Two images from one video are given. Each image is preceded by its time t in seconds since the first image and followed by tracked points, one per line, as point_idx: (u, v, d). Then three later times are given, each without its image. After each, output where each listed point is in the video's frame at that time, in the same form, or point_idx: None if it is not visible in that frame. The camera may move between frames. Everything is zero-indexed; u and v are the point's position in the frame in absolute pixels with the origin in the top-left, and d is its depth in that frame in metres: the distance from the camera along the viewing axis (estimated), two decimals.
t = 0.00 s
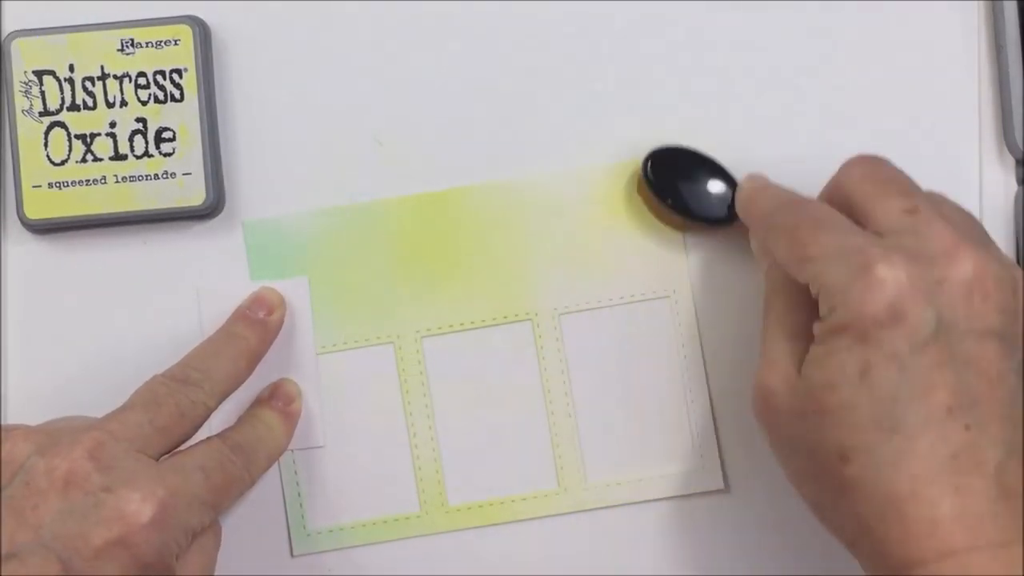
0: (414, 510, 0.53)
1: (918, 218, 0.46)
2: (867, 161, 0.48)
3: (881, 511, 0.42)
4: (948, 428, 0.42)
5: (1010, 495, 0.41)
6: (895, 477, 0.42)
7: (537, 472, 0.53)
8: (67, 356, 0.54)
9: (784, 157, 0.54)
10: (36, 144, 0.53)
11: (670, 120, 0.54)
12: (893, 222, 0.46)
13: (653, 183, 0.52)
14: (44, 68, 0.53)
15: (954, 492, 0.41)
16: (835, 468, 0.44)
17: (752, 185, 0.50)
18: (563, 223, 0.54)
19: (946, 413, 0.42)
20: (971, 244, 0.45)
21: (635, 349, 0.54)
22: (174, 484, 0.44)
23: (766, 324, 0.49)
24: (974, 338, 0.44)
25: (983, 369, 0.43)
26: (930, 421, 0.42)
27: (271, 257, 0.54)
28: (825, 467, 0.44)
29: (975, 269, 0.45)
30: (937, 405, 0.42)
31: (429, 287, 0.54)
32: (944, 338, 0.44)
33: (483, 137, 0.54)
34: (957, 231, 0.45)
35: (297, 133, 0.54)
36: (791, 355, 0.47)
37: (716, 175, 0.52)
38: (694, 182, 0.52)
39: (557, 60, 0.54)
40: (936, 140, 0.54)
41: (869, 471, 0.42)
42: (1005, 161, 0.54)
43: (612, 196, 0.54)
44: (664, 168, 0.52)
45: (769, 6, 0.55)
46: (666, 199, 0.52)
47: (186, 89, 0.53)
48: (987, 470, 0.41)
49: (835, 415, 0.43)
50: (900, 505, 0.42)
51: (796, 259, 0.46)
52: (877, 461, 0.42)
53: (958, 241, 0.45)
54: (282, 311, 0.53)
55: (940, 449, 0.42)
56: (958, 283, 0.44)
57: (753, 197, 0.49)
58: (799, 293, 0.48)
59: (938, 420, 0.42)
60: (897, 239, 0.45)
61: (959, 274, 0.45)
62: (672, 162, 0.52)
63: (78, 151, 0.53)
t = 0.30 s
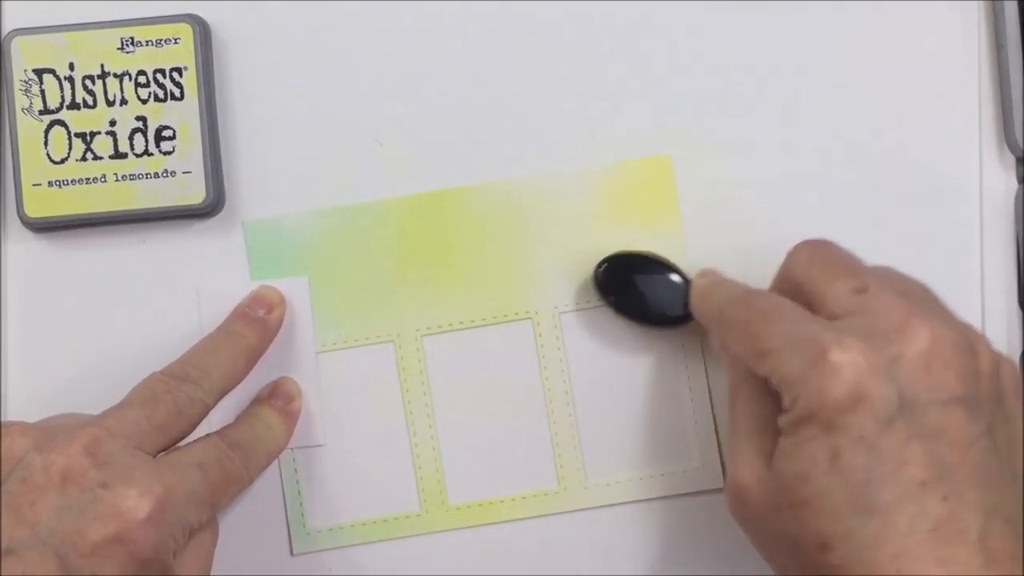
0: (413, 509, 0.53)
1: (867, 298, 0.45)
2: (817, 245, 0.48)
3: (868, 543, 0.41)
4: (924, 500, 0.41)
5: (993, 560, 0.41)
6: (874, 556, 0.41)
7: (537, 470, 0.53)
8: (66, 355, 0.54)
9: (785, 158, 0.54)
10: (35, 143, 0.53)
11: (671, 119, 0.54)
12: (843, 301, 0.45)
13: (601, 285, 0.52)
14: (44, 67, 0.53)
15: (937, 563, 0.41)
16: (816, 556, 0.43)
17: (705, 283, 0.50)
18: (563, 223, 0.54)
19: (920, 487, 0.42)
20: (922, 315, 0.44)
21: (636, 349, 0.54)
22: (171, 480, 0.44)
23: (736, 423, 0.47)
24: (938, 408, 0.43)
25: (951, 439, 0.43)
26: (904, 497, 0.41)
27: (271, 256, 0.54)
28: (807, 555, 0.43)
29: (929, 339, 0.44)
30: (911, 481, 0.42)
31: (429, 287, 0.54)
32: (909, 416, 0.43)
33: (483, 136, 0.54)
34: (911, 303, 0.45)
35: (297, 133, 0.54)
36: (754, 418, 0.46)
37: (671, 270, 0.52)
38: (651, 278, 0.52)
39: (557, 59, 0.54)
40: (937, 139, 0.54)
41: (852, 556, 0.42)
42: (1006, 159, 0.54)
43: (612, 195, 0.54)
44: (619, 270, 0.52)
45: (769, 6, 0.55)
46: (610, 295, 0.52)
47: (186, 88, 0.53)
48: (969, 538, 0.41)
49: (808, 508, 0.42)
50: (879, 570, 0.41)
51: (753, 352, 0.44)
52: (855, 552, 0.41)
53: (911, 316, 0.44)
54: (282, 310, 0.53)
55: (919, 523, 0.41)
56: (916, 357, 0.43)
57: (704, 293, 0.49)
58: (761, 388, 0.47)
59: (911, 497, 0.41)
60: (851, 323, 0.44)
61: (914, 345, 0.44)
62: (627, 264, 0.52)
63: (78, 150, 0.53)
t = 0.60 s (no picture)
0: (414, 509, 0.53)
1: (801, 305, 0.45)
2: (752, 253, 0.48)
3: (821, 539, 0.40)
4: (863, 500, 0.41)
5: (933, 554, 0.40)
6: (820, 556, 0.40)
7: (537, 470, 0.53)
8: (67, 355, 0.54)
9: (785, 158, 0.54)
10: (35, 143, 0.53)
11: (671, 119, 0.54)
12: (778, 308, 0.45)
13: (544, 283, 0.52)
14: (44, 67, 0.53)
15: (882, 559, 0.40)
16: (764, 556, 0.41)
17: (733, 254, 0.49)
18: (564, 223, 0.54)
19: (859, 488, 0.41)
20: (862, 321, 0.44)
21: (635, 349, 0.53)
22: (171, 480, 0.44)
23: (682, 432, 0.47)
24: (878, 410, 0.43)
25: (892, 440, 0.42)
26: (845, 498, 0.41)
27: (271, 256, 0.54)
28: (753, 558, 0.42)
29: (866, 342, 0.44)
30: (850, 482, 0.41)
31: (430, 287, 0.54)
32: (848, 419, 0.42)
33: (483, 136, 0.54)
34: (846, 308, 0.45)
35: (297, 133, 0.54)
36: (697, 423, 0.46)
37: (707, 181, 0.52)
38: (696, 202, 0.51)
39: (557, 59, 0.54)
40: (936, 139, 0.54)
41: (795, 556, 0.40)
42: (1005, 159, 0.54)
43: (612, 195, 0.54)
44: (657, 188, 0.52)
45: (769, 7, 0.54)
46: (548, 296, 0.52)
47: (186, 88, 0.53)
48: (908, 534, 0.40)
49: (749, 509, 0.42)
50: None
51: (694, 360, 0.45)
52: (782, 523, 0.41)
53: (845, 318, 0.44)
54: (282, 310, 0.53)
55: (862, 525, 0.40)
56: (854, 361, 0.43)
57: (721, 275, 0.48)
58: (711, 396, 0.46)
59: (852, 498, 0.41)
60: (791, 327, 0.44)
61: (854, 348, 0.43)
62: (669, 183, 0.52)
63: (78, 150, 0.53)
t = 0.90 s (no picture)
0: (414, 509, 0.53)
1: (852, 202, 0.44)
2: (802, 149, 0.47)
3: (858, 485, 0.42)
4: (910, 399, 0.41)
5: (976, 458, 0.41)
6: (862, 451, 0.41)
7: (538, 471, 0.53)
8: (67, 355, 0.54)
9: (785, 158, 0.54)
10: (35, 143, 0.53)
11: (671, 119, 0.54)
12: (829, 205, 0.45)
13: (601, 190, 0.52)
14: (44, 67, 0.53)
15: (924, 459, 0.41)
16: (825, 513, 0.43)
17: (693, 183, 0.50)
18: (564, 223, 0.54)
19: (906, 385, 0.41)
20: (913, 218, 0.44)
21: (635, 349, 0.53)
22: (171, 481, 0.44)
23: (725, 321, 0.48)
24: (926, 312, 0.43)
25: (939, 341, 0.43)
26: (889, 397, 0.41)
27: (271, 257, 0.54)
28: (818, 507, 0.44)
29: (917, 246, 0.43)
30: (895, 381, 0.41)
31: (430, 287, 0.54)
32: (899, 320, 0.42)
33: (483, 136, 0.54)
34: (902, 207, 0.44)
35: (297, 133, 0.54)
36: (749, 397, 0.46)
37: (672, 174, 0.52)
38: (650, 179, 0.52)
39: (557, 59, 0.54)
40: (937, 140, 0.54)
41: (840, 450, 0.42)
42: (1005, 160, 0.54)
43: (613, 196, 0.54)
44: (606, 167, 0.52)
45: (769, 6, 0.55)
46: (609, 198, 0.52)
47: (186, 88, 0.53)
48: (952, 434, 0.41)
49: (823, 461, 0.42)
50: (870, 475, 0.41)
51: (743, 252, 0.45)
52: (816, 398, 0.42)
53: (899, 218, 0.43)
54: (282, 310, 0.53)
55: (904, 421, 0.41)
56: (905, 257, 0.43)
57: (688, 200, 0.50)
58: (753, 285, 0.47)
59: (896, 397, 0.41)
60: (839, 224, 0.44)
61: (904, 249, 0.43)
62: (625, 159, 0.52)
63: (78, 150, 0.53)
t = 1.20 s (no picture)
0: (413, 509, 0.53)
1: (882, 218, 0.45)
2: (830, 163, 0.47)
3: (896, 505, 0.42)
4: (948, 417, 0.41)
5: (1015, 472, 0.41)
6: (900, 469, 0.42)
7: (538, 471, 0.53)
8: (67, 355, 0.54)
9: (786, 157, 0.54)
10: (35, 143, 0.53)
11: (672, 118, 0.54)
12: (857, 222, 0.45)
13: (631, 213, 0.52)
14: (44, 67, 0.53)
15: (963, 477, 0.41)
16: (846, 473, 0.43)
17: (727, 202, 0.49)
18: (564, 223, 0.54)
19: (943, 404, 0.42)
20: (941, 233, 0.44)
21: (636, 349, 0.53)
22: (171, 481, 0.44)
23: (758, 344, 0.47)
24: (958, 326, 0.43)
25: (973, 354, 0.43)
26: (928, 413, 0.42)
27: (271, 257, 0.54)
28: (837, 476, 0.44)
29: (947, 258, 0.43)
30: (933, 398, 0.42)
31: (430, 287, 0.54)
32: (930, 336, 0.43)
33: (483, 135, 0.54)
34: (932, 225, 0.44)
35: (297, 133, 0.54)
36: (772, 344, 0.46)
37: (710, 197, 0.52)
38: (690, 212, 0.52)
39: (558, 59, 0.54)
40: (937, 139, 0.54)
41: (879, 470, 0.42)
42: (1005, 159, 0.54)
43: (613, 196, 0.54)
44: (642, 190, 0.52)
45: (769, 7, 0.55)
46: (641, 226, 0.52)
47: (186, 88, 0.53)
48: (995, 450, 0.41)
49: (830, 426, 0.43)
50: (908, 496, 0.42)
51: (773, 273, 0.45)
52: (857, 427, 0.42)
53: (929, 233, 0.44)
54: (281, 310, 0.53)
55: (943, 437, 0.41)
56: (935, 271, 0.43)
57: (720, 219, 0.49)
58: (783, 306, 0.47)
59: (933, 413, 0.42)
60: (869, 243, 0.44)
61: (935, 265, 0.43)
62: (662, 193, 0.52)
63: (78, 150, 0.53)
